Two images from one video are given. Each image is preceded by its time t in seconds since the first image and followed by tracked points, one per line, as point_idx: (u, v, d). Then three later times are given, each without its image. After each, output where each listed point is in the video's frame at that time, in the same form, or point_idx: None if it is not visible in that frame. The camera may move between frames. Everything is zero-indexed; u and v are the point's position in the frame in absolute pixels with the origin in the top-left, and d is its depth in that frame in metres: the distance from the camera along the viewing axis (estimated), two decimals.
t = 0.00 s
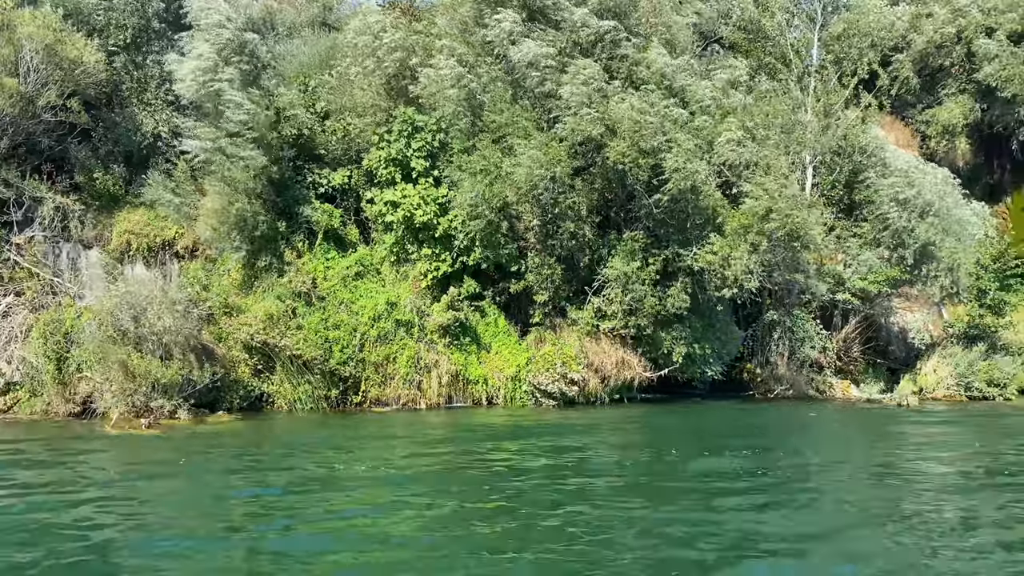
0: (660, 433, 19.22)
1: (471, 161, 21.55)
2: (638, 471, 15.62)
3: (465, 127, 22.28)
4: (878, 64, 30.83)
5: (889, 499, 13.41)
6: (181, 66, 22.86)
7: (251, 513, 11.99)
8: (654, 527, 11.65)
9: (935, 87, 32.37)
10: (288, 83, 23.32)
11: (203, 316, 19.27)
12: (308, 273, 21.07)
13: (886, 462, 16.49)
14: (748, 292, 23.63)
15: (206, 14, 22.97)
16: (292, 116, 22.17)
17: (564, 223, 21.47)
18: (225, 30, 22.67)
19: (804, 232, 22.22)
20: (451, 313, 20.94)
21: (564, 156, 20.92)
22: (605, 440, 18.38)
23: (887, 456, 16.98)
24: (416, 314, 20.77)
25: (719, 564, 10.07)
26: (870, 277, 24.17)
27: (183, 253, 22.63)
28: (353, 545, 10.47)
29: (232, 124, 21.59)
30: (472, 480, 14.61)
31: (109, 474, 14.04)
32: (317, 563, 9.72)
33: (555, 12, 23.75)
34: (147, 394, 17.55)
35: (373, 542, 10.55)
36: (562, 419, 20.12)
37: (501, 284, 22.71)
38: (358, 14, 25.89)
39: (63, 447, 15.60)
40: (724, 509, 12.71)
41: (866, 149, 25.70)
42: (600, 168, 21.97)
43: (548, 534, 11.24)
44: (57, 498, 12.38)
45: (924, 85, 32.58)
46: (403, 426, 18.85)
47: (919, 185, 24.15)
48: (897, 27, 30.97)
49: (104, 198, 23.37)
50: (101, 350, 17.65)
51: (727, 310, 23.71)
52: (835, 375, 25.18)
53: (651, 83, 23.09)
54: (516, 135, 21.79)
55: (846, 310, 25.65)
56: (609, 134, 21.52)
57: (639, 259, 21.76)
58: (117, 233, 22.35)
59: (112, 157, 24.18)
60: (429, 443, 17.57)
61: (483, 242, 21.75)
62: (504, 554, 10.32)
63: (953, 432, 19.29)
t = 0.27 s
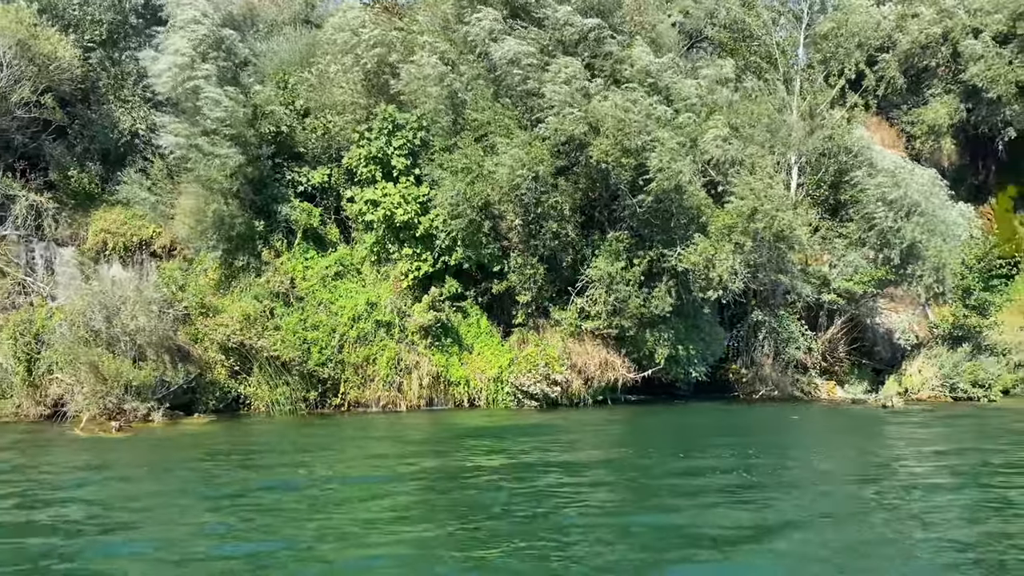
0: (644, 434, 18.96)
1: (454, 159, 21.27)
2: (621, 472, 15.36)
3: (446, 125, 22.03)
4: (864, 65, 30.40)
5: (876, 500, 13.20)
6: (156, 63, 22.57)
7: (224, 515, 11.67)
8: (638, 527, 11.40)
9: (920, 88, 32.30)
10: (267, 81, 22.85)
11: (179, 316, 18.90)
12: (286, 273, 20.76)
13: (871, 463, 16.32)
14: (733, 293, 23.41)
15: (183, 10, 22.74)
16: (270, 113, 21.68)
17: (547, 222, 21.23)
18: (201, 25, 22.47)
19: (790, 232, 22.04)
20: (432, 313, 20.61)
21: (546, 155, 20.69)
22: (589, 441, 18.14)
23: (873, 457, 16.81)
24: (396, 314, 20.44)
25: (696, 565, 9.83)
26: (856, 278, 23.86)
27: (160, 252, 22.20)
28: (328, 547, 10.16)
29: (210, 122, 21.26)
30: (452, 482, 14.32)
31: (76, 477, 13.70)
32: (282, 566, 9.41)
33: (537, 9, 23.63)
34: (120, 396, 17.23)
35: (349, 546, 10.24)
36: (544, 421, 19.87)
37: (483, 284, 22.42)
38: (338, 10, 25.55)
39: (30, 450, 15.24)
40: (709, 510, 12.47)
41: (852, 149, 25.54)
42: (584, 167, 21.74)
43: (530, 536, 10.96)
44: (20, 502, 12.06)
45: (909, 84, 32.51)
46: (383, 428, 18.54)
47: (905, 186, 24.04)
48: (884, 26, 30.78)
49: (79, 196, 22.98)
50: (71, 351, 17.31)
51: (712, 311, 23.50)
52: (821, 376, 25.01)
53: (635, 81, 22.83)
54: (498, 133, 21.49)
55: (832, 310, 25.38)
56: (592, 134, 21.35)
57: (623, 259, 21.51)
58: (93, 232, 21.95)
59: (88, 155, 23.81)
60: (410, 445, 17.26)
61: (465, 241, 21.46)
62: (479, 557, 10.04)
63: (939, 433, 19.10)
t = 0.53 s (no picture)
0: (628, 436, 18.76)
1: (435, 158, 20.99)
2: (604, 475, 15.11)
3: (428, 124, 21.78)
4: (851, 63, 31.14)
5: (862, 506, 12.96)
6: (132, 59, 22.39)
7: (194, 529, 11.34)
8: (619, 540, 11.14)
9: (906, 89, 31.94)
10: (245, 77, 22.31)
11: (156, 317, 18.53)
12: (265, 273, 20.48)
13: (858, 464, 16.10)
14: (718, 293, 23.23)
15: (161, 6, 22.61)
16: (248, 109, 21.20)
17: (530, 221, 21.00)
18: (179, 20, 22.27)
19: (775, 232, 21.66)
20: (414, 314, 20.31)
21: (529, 153, 20.46)
22: (572, 443, 17.90)
23: (858, 459, 16.62)
24: (377, 315, 20.14)
25: None
26: (841, 277, 23.74)
27: (138, 252, 21.82)
28: (297, 566, 9.83)
29: (187, 120, 20.98)
30: (431, 487, 14.01)
31: (43, 482, 13.44)
32: None
33: (521, 7, 23.50)
34: (93, 397, 17.01)
35: (321, 561, 9.90)
36: (527, 422, 19.64)
37: (466, 284, 22.16)
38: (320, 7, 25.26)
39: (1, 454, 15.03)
40: (692, 518, 12.21)
41: (838, 148, 25.44)
42: (568, 165, 21.51)
43: (509, 551, 10.67)
44: None
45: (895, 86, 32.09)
46: (363, 430, 18.26)
47: (892, 186, 23.92)
48: (869, 25, 30.92)
49: (56, 197, 22.47)
50: (43, 353, 17.02)
51: (697, 311, 23.33)
52: (806, 376, 24.90)
53: (620, 78, 22.71)
54: (481, 132, 21.20)
55: (818, 310, 25.33)
56: (576, 132, 21.06)
57: (607, 259, 21.29)
58: (70, 231, 21.33)
59: (64, 154, 23.36)
60: (389, 448, 16.96)
61: (447, 241, 21.20)
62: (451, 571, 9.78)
63: (924, 434, 18.97)
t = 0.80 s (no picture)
0: (613, 437, 18.53)
1: (418, 156, 20.71)
2: (587, 478, 14.89)
3: (410, 122, 21.49)
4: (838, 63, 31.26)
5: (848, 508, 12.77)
6: (108, 56, 22.10)
7: (165, 537, 11.05)
8: (603, 544, 10.92)
9: (894, 90, 31.63)
10: (225, 75, 22.00)
11: (133, 317, 18.32)
12: (244, 273, 20.18)
13: (844, 465, 15.93)
14: (704, 293, 23.06)
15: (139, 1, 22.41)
16: (226, 107, 21.11)
17: (515, 221, 20.75)
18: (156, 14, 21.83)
19: (762, 232, 21.34)
20: (396, 314, 20.01)
21: (513, 152, 20.25)
22: (556, 445, 17.68)
23: (844, 460, 16.48)
24: (359, 315, 19.84)
25: None
26: (827, 277, 23.64)
27: (115, 252, 21.29)
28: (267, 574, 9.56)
29: (165, 118, 20.70)
30: (411, 490, 13.74)
31: (12, 488, 13.16)
32: None
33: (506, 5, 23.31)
34: (65, 400, 16.63)
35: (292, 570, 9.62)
36: (511, 423, 19.38)
37: (450, 285, 21.88)
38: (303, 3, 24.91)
39: None
40: (676, 521, 12.01)
41: (825, 148, 25.29)
42: (552, 164, 21.31)
43: (486, 557, 10.40)
44: None
45: (882, 85, 31.84)
46: (344, 433, 17.97)
47: (879, 184, 23.64)
48: (856, 25, 30.99)
49: (31, 194, 22.28)
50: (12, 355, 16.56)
51: (684, 311, 23.13)
52: (793, 377, 24.72)
53: (607, 75, 22.50)
54: (465, 129, 20.88)
55: (805, 310, 25.08)
56: (561, 130, 20.75)
57: (593, 259, 21.07)
58: (46, 231, 20.87)
59: (42, 151, 23.17)
60: (372, 450, 16.71)
61: (430, 240, 20.93)
62: None
63: (912, 435, 18.80)
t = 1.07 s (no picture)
0: (599, 439, 18.30)
1: (402, 155, 20.45)
2: (572, 480, 14.64)
3: (394, 120, 21.22)
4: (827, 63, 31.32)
5: (837, 510, 12.55)
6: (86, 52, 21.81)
7: (136, 540, 10.79)
8: (586, 547, 10.67)
9: (883, 90, 31.59)
10: (209, 72, 21.85)
11: (110, 318, 18.11)
12: (225, 273, 19.87)
13: (832, 467, 15.74)
14: (692, 294, 22.88)
15: None
16: (208, 105, 20.91)
17: (500, 220, 20.52)
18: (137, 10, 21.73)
19: (748, 229, 21.40)
20: (379, 315, 19.72)
21: (499, 150, 19.99)
22: (541, 447, 17.43)
23: (832, 461, 16.27)
24: (341, 316, 19.55)
25: None
26: (815, 277, 23.47)
27: (95, 252, 21.00)
28: None
29: (146, 115, 20.39)
30: (391, 493, 13.47)
31: None
32: None
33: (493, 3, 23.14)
34: (39, 402, 16.48)
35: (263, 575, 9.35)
36: (496, 425, 19.14)
37: (434, 285, 21.61)
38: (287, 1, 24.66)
39: None
40: (661, 524, 11.77)
41: (813, 148, 25.14)
42: (538, 163, 21.13)
43: (464, 561, 10.16)
44: None
45: (874, 84, 31.82)
46: (325, 435, 17.68)
47: (869, 185, 23.74)
48: (846, 25, 31.13)
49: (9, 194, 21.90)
50: None
51: (671, 311, 22.93)
52: (781, 378, 24.55)
53: (594, 74, 22.26)
54: (451, 128, 20.60)
55: (793, 312, 25.03)
56: (547, 129, 20.72)
57: (579, 260, 20.85)
58: (24, 231, 20.64)
59: (20, 150, 22.85)
60: (353, 453, 16.43)
61: (414, 240, 20.66)
62: None
63: (900, 436, 18.63)
